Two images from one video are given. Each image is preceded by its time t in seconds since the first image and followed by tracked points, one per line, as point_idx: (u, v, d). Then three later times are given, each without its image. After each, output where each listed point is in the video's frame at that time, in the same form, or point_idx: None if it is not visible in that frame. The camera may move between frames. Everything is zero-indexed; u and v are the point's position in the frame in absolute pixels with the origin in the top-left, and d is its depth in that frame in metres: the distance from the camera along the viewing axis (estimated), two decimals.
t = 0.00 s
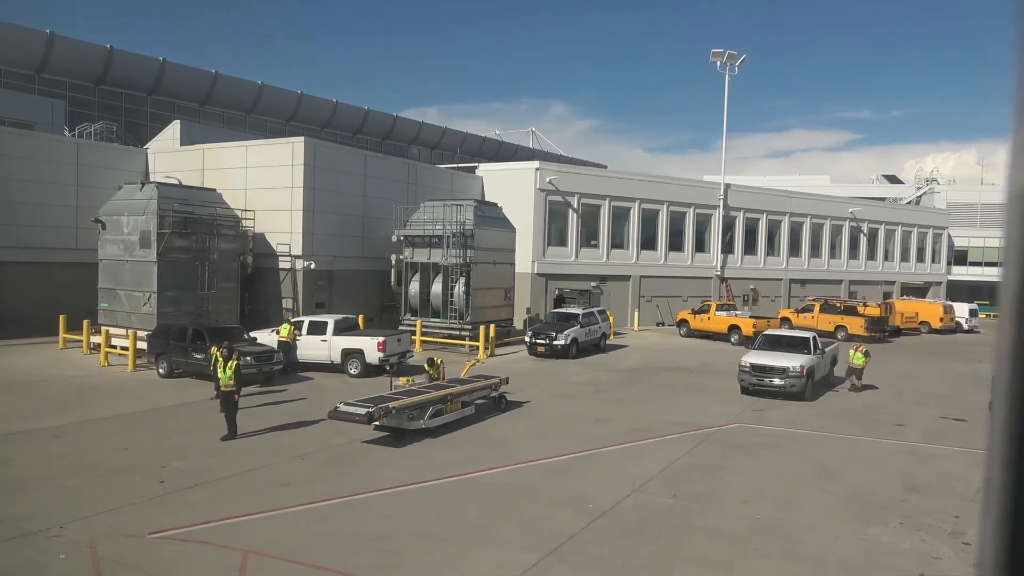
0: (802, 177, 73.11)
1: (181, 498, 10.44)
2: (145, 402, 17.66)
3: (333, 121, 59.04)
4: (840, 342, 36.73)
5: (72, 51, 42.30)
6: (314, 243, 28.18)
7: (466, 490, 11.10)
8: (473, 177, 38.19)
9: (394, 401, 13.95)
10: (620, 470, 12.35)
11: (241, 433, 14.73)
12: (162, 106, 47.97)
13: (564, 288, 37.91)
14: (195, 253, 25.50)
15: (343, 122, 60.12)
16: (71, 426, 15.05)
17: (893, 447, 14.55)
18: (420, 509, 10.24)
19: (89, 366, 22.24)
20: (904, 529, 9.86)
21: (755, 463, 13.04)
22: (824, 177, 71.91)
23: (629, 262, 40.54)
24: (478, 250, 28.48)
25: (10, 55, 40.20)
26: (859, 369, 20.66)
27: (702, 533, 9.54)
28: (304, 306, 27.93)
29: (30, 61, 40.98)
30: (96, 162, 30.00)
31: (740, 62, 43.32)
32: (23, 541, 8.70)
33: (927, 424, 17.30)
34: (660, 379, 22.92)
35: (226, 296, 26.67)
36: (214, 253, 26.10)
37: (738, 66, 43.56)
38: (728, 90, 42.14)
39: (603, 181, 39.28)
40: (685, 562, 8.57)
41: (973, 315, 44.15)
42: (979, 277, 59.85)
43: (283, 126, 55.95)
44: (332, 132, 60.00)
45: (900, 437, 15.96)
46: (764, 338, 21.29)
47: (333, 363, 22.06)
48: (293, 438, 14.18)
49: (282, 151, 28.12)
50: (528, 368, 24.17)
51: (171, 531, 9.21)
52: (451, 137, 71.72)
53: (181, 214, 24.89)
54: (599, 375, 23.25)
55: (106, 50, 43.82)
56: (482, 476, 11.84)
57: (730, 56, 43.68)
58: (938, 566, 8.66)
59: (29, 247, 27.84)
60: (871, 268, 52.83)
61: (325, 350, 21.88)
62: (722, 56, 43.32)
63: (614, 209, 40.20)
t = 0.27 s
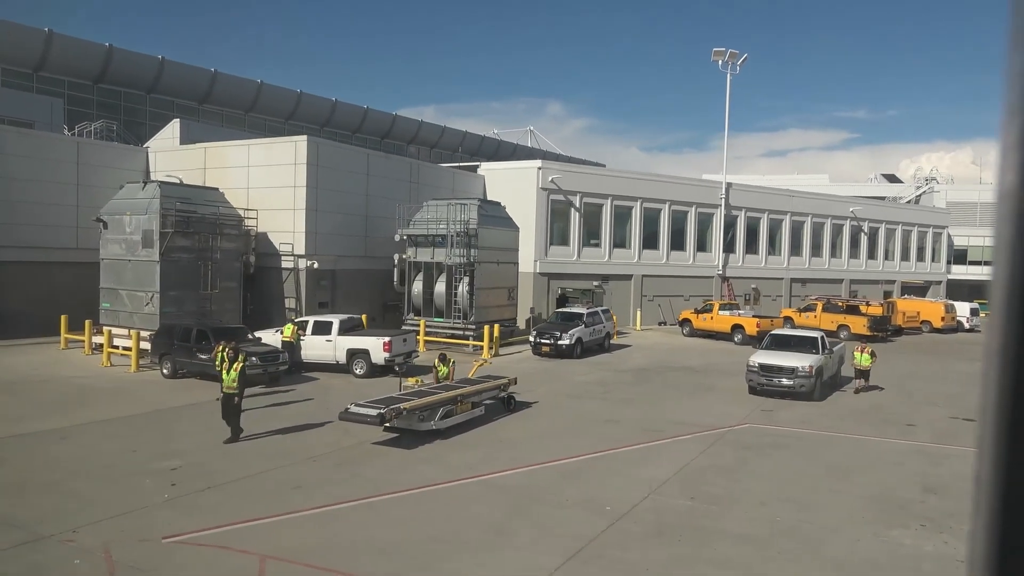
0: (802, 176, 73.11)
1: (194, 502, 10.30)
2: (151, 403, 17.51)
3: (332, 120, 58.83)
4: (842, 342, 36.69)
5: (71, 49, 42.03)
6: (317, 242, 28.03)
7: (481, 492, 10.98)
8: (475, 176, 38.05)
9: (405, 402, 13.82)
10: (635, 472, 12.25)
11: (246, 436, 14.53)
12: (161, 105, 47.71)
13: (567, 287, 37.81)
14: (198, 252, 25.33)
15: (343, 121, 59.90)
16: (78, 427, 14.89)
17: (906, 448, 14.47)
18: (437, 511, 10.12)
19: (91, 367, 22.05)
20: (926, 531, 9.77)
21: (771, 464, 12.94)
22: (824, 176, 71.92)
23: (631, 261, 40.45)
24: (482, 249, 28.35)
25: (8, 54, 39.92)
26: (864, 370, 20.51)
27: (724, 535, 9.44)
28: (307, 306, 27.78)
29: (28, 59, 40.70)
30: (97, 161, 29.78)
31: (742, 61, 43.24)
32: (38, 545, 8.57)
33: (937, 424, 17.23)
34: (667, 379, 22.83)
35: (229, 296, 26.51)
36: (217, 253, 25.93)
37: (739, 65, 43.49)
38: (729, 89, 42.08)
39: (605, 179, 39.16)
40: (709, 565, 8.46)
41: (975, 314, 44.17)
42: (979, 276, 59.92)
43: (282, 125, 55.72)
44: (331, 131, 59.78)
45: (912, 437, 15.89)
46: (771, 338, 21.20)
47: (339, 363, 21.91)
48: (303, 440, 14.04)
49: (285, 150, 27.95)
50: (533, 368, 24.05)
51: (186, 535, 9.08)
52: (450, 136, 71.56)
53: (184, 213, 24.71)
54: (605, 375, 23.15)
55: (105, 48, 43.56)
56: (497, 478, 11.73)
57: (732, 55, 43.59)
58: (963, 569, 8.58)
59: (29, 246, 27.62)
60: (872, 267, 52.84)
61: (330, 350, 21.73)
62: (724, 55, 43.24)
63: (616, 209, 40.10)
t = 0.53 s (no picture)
0: (803, 175, 73.07)
1: (209, 505, 10.17)
2: (158, 404, 17.35)
3: (332, 119, 58.66)
4: (846, 341, 36.63)
5: (71, 48, 41.80)
6: (322, 242, 27.89)
7: (498, 495, 10.85)
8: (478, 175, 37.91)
9: (418, 403, 13.69)
10: (652, 473, 12.13)
11: (253, 439, 14.37)
12: (162, 104, 47.50)
13: (570, 287, 37.69)
14: (202, 252, 25.17)
15: (343, 121, 59.73)
16: (86, 429, 14.73)
17: (922, 449, 14.37)
18: (455, 515, 10.00)
19: (96, 368, 21.88)
20: (950, 533, 9.67)
21: (787, 466, 12.83)
22: (825, 176, 71.88)
23: (634, 260, 40.34)
24: (487, 249, 28.23)
25: (8, 53, 39.70)
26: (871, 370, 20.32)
27: (747, 538, 9.33)
28: (311, 307, 27.65)
29: (28, 58, 40.48)
30: (99, 160, 29.60)
31: (745, 60, 43.15)
32: (53, 550, 8.43)
33: (950, 425, 17.14)
34: (675, 379, 22.72)
35: (233, 296, 26.36)
36: (221, 253, 25.79)
37: (742, 64, 43.39)
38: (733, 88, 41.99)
39: (609, 179, 39.06)
40: (735, 569, 8.35)
41: (977, 313, 44.15)
42: (980, 275, 59.94)
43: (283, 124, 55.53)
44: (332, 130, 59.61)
45: (926, 438, 15.79)
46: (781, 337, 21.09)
47: (345, 364, 21.77)
48: (314, 442, 13.91)
49: (289, 149, 27.80)
50: (540, 369, 23.93)
51: (204, 539, 8.94)
52: (450, 135, 71.41)
53: (188, 213, 24.54)
54: (613, 375, 23.04)
55: (106, 47, 43.36)
56: (513, 481, 11.60)
57: (735, 54, 43.49)
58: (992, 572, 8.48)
59: (32, 246, 27.44)
60: (874, 266, 52.81)
61: (336, 350, 21.59)
62: (726, 54, 43.14)
63: (619, 208, 39.99)
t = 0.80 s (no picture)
0: (804, 175, 72.99)
1: (224, 509, 10.04)
2: (166, 405, 17.22)
3: (333, 119, 58.49)
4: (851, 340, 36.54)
5: (72, 47, 41.61)
6: (326, 242, 27.76)
7: (516, 498, 10.72)
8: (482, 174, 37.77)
9: (431, 405, 13.56)
10: (670, 475, 12.01)
11: (264, 440, 14.22)
12: (163, 103, 47.31)
13: (574, 286, 37.57)
14: (207, 252, 25.02)
15: (344, 121, 59.58)
16: (94, 431, 14.59)
17: (938, 450, 14.27)
18: (474, 518, 9.87)
19: (101, 368, 21.73)
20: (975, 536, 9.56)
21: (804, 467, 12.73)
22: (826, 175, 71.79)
23: (638, 260, 40.23)
24: (493, 248, 28.10)
25: (9, 52, 39.52)
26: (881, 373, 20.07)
27: (771, 542, 9.22)
28: (316, 307, 27.51)
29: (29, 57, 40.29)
30: (102, 160, 29.45)
31: (748, 59, 43.05)
32: (70, 555, 8.31)
33: (964, 425, 17.04)
34: (683, 379, 22.61)
35: (238, 296, 26.22)
36: (226, 253, 25.64)
37: (746, 63, 43.30)
38: (736, 87, 41.90)
39: (613, 178, 38.95)
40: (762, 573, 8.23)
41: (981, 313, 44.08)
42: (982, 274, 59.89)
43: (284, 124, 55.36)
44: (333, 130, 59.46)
45: (941, 439, 15.68)
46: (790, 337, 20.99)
47: (352, 364, 21.63)
48: (326, 444, 13.78)
49: (294, 148, 27.65)
50: (547, 369, 23.81)
51: (221, 544, 8.81)
52: (451, 135, 71.24)
53: (193, 213, 24.39)
54: (621, 376, 22.92)
55: (107, 46, 43.18)
56: (530, 483, 11.48)
57: (738, 53, 43.36)
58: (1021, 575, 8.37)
59: (35, 246, 27.28)
60: (876, 266, 52.75)
61: (343, 350, 21.45)
62: (730, 53, 43.04)
63: (623, 207, 39.87)
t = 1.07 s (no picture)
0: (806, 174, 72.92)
1: (241, 513, 9.92)
2: (174, 407, 17.09)
3: (335, 119, 58.37)
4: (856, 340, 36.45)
5: (74, 48, 41.47)
6: (332, 242, 27.64)
7: (535, 500, 10.61)
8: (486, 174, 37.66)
9: (445, 407, 13.44)
10: (689, 477, 11.90)
11: (275, 442, 14.10)
12: (165, 103, 47.17)
13: (579, 286, 37.47)
14: (213, 253, 24.89)
15: (346, 121, 59.47)
16: (104, 434, 14.46)
17: (955, 450, 14.16)
18: (494, 521, 9.75)
19: (107, 370, 21.60)
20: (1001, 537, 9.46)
21: (822, 468, 12.63)
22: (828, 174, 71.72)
23: (642, 259, 40.14)
24: (499, 248, 27.99)
25: (11, 53, 39.39)
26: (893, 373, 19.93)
27: (797, 545, 9.11)
28: (322, 308, 27.37)
29: (31, 58, 40.16)
30: (106, 160, 29.32)
31: (751, 58, 42.99)
32: (88, 562, 8.18)
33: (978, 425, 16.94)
34: (693, 379, 22.51)
35: (244, 297, 26.08)
36: (231, 253, 25.51)
37: (749, 61, 43.22)
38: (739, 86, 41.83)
39: (617, 178, 38.85)
40: None
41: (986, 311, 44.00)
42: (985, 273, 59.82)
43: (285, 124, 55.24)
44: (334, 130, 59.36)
45: (957, 439, 15.57)
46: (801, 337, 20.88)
47: (360, 365, 21.51)
48: (340, 446, 13.66)
49: (299, 148, 27.52)
50: (555, 369, 23.69)
51: (241, 549, 8.69)
52: (452, 135, 71.12)
53: (199, 213, 24.26)
54: (629, 376, 22.82)
55: (108, 47, 43.07)
56: (548, 485, 11.35)
57: (742, 52, 43.27)
58: None
59: (38, 248, 27.14)
60: (879, 265, 52.68)
61: (351, 351, 21.34)
62: (733, 52, 42.97)
63: (627, 207, 39.77)
